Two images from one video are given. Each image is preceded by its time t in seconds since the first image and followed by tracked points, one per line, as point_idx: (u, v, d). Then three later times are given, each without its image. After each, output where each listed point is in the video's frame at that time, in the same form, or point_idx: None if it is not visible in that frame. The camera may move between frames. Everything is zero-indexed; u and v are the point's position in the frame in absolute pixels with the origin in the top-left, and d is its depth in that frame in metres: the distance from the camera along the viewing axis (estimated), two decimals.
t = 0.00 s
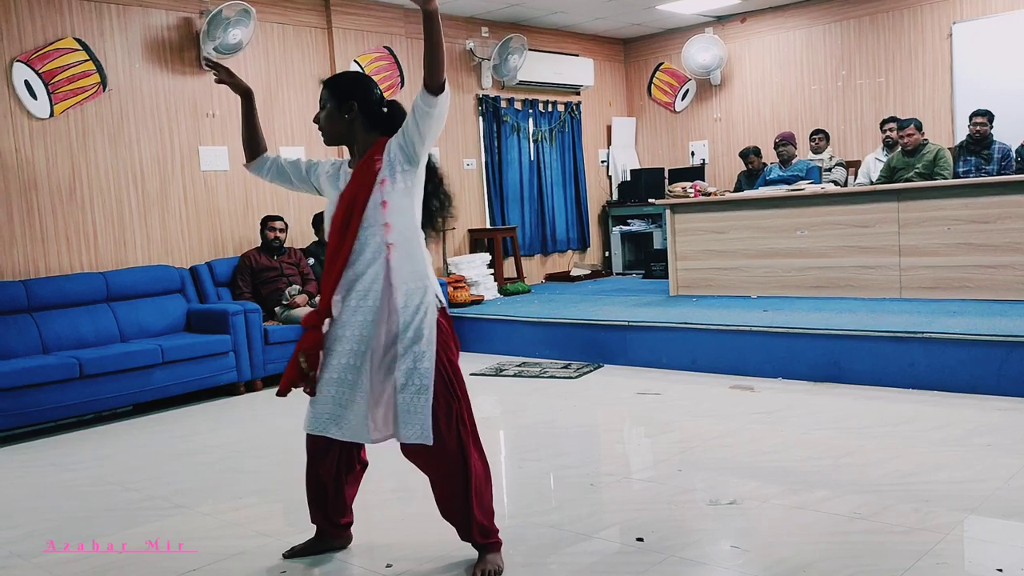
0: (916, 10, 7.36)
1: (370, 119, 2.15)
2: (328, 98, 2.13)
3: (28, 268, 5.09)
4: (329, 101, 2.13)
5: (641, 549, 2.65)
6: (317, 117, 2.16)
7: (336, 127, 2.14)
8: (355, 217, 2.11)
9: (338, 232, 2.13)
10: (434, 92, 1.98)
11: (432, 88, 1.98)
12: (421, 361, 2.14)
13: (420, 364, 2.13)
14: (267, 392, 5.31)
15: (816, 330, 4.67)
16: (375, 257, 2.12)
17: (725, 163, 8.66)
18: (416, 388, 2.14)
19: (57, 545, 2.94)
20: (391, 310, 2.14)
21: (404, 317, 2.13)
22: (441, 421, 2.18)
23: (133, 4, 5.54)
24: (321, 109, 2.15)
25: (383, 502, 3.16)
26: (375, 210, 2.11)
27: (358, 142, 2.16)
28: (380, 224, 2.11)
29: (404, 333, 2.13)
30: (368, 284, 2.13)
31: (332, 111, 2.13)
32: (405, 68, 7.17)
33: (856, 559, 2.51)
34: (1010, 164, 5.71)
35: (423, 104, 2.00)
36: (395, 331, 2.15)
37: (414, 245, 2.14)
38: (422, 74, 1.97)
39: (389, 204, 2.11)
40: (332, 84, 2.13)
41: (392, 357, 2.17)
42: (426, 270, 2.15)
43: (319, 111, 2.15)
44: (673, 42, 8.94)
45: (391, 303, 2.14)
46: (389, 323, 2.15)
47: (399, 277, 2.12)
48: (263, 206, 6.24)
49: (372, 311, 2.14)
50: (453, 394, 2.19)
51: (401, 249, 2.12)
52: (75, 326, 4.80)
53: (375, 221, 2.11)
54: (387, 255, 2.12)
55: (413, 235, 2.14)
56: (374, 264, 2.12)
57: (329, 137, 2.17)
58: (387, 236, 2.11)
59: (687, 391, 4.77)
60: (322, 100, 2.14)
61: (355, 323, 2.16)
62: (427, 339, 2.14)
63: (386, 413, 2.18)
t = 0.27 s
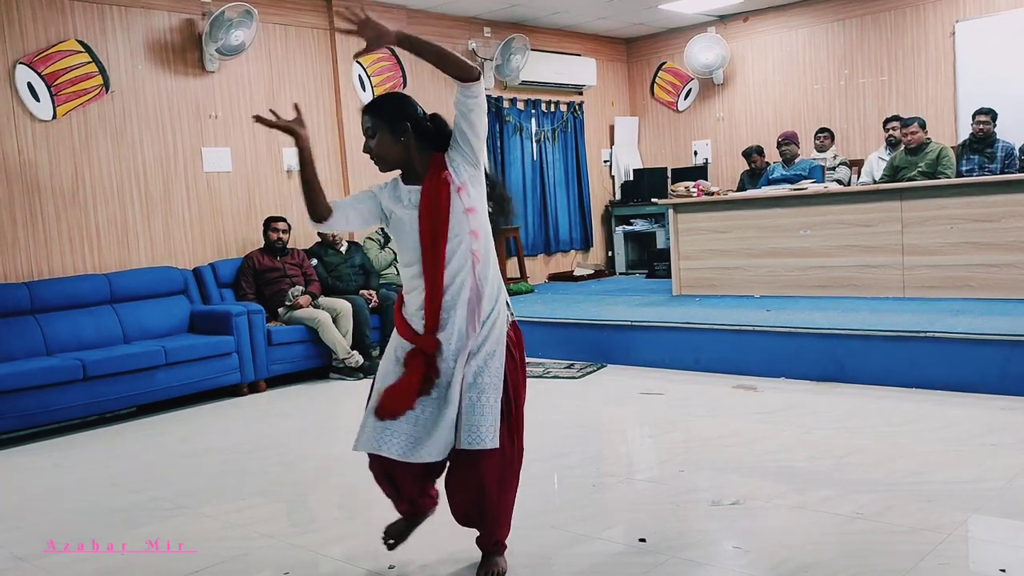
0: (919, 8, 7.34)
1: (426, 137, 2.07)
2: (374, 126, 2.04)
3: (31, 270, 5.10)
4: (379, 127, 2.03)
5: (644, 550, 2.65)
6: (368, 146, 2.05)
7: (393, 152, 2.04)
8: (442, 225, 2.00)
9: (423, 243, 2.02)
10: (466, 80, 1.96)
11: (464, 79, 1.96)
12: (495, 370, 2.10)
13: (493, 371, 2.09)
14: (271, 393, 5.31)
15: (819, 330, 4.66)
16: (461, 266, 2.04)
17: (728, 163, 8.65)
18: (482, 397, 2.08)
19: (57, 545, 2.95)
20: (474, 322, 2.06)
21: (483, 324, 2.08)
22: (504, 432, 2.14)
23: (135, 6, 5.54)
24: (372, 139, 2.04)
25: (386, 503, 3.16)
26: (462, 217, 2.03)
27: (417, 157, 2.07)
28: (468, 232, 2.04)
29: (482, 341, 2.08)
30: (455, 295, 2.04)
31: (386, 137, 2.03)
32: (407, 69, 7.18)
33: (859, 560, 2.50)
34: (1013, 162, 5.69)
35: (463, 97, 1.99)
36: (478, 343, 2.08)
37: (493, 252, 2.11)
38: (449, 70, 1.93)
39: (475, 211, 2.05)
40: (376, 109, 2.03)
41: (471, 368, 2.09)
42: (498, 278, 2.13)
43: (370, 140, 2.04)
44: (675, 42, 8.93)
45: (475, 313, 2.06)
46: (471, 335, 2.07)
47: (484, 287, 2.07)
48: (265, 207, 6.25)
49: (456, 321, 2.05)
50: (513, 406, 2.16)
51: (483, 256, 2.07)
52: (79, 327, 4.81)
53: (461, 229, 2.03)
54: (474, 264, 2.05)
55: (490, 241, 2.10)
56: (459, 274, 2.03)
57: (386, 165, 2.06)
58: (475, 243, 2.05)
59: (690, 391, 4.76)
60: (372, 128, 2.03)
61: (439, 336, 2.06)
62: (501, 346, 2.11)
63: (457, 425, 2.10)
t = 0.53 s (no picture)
0: (918, 8, 7.33)
1: (455, 130, 2.00)
2: (405, 114, 1.94)
3: (31, 272, 5.09)
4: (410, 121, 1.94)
5: (644, 550, 2.64)
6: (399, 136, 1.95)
7: (423, 145, 1.97)
8: (476, 213, 1.95)
9: (454, 232, 1.95)
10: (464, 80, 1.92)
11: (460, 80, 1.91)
12: (526, 360, 2.08)
13: (524, 361, 2.07)
14: (271, 394, 5.31)
15: (820, 329, 4.66)
16: (495, 254, 2.00)
17: (727, 163, 8.65)
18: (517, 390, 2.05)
19: (57, 546, 2.96)
20: (509, 309, 2.02)
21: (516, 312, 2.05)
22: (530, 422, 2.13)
23: (134, 8, 5.54)
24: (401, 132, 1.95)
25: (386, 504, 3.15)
26: (496, 205, 2.00)
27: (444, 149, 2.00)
28: (502, 220, 2.00)
29: (515, 330, 2.05)
30: (489, 284, 1.99)
31: (416, 130, 1.95)
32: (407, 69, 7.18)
33: (860, 560, 2.50)
34: (1013, 161, 5.69)
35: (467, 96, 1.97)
36: (510, 332, 2.04)
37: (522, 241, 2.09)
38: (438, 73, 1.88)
39: (507, 199, 2.02)
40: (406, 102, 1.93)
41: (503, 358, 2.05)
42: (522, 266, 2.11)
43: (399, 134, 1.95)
44: (675, 41, 8.92)
45: (509, 301, 2.03)
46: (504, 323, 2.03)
47: (517, 275, 2.04)
48: (266, 209, 6.25)
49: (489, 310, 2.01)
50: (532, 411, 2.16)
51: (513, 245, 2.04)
52: (79, 329, 4.80)
53: (495, 217, 1.99)
54: (508, 253, 2.01)
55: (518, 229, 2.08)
56: (493, 262, 1.99)
57: (415, 157, 1.98)
58: (508, 232, 2.02)
59: (691, 391, 4.76)
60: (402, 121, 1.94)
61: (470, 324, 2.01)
62: (529, 336, 2.09)
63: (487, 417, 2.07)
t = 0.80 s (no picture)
0: (916, 8, 7.34)
1: (470, 98, 2.10)
2: (421, 80, 2.06)
3: (29, 274, 5.09)
4: (430, 87, 2.06)
5: (643, 551, 2.64)
6: (417, 101, 2.07)
7: (440, 111, 2.08)
8: (482, 180, 2.05)
9: (461, 198, 2.06)
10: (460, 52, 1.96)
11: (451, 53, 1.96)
12: (528, 331, 2.16)
13: (526, 331, 2.16)
14: (270, 395, 5.31)
15: (818, 330, 4.66)
16: (502, 223, 2.09)
17: (726, 163, 8.65)
18: (515, 360, 2.14)
19: (57, 546, 2.98)
20: (510, 278, 2.12)
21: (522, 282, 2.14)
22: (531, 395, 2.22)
23: (132, 9, 5.54)
24: (421, 99, 2.08)
25: (385, 505, 3.15)
26: (504, 174, 2.08)
27: (459, 116, 2.11)
28: (509, 189, 2.08)
29: (519, 300, 2.13)
30: (493, 251, 2.09)
31: (436, 96, 2.07)
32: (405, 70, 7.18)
33: (859, 559, 2.50)
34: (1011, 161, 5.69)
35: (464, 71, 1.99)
36: (512, 303, 2.13)
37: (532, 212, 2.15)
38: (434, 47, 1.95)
39: (516, 166, 2.10)
40: (426, 70, 2.06)
41: (504, 328, 2.14)
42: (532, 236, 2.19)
43: (418, 98, 2.07)
44: (674, 41, 8.93)
45: (514, 271, 2.12)
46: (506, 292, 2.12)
47: (524, 244, 2.12)
48: (264, 211, 6.25)
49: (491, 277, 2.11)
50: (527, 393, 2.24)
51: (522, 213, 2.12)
52: (77, 330, 4.80)
53: (503, 184, 2.08)
54: (515, 221, 2.10)
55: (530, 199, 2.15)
56: (498, 229, 2.08)
57: (433, 123, 2.10)
58: (516, 200, 2.10)
59: (690, 391, 4.77)
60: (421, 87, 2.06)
61: (472, 291, 2.12)
62: (534, 308, 2.17)
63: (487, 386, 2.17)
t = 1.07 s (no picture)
0: (914, 9, 7.35)
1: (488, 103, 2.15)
2: (450, 72, 2.06)
3: (26, 276, 5.08)
4: (457, 82, 2.07)
5: (642, 552, 2.64)
6: (444, 93, 2.07)
7: (461, 108, 2.10)
8: (459, 190, 2.10)
9: (439, 206, 2.12)
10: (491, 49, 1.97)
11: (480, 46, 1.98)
12: (502, 347, 2.15)
13: (500, 346, 2.15)
14: (268, 397, 5.31)
15: (816, 331, 4.67)
16: (475, 235, 2.12)
17: (724, 164, 8.66)
18: (487, 375, 2.14)
19: (56, 546, 2.99)
20: (482, 290, 2.13)
21: (494, 297, 2.15)
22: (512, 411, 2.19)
23: (130, 11, 5.54)
24: (445, 93, 2.07)
25: (384, 506, 3.15)
26: (480, 188, 2.11)
27: (473, 119, 2.14)
28: (484, 203, 2.11)
29: (491, 315, 2.14)
30: (464, 262, 2.13)
31: (462, 93, 2.09)
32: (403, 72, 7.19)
33: (857, 560, 2.50)
34: (1009, 162, 5.70)
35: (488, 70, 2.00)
36: (486, 316, 2.14)
37: (511, 228, 2.15)
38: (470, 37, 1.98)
39: (495, 180, 2.11)
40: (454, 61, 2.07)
41: (478, 341, 2.15)
42: (513, 253, 2.18)
43: (442, 92, 2.07)
44: (671, 42, 8.93)
45: (485, 284, 2.13)
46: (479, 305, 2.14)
47: (497, 259, 2.13)
48: (263, 212, 6.25)
49: (464, 289, 2.14)
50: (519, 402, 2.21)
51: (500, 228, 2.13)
52: (75, 333, 4.80)
53: (479, 197, 2.11)
54: (490, 234, 2.12)
55: (513, 215, 2.16)
56: (471, 241, 2.12)
57: (450, 117, 2.11)
58: (492, 214, 2.12)
59: (688, 391, 4.77)
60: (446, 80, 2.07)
61: (447, 300, 2.16)
62: (511, 324, 2.16)
63: (461, 399, 2.17)
